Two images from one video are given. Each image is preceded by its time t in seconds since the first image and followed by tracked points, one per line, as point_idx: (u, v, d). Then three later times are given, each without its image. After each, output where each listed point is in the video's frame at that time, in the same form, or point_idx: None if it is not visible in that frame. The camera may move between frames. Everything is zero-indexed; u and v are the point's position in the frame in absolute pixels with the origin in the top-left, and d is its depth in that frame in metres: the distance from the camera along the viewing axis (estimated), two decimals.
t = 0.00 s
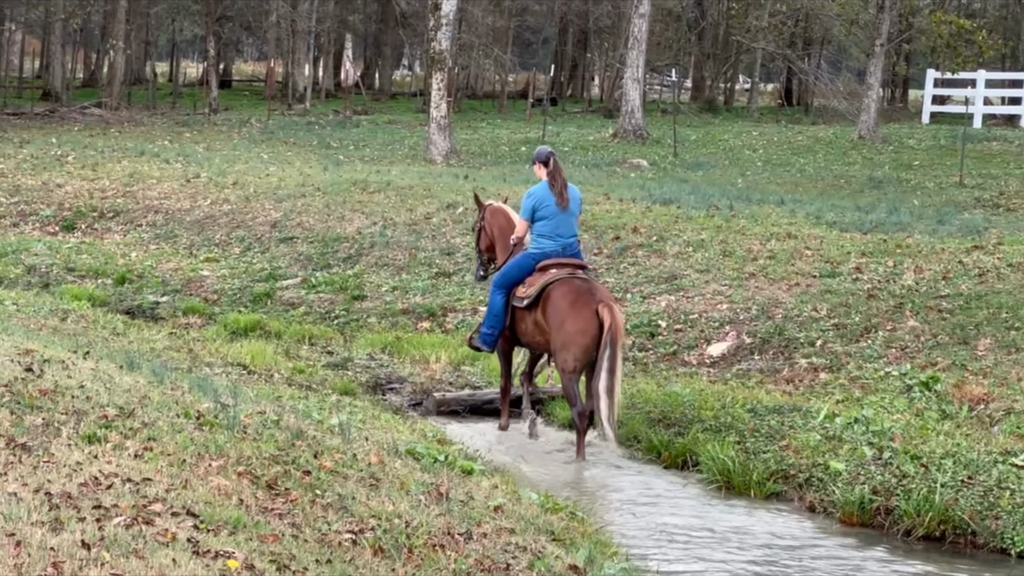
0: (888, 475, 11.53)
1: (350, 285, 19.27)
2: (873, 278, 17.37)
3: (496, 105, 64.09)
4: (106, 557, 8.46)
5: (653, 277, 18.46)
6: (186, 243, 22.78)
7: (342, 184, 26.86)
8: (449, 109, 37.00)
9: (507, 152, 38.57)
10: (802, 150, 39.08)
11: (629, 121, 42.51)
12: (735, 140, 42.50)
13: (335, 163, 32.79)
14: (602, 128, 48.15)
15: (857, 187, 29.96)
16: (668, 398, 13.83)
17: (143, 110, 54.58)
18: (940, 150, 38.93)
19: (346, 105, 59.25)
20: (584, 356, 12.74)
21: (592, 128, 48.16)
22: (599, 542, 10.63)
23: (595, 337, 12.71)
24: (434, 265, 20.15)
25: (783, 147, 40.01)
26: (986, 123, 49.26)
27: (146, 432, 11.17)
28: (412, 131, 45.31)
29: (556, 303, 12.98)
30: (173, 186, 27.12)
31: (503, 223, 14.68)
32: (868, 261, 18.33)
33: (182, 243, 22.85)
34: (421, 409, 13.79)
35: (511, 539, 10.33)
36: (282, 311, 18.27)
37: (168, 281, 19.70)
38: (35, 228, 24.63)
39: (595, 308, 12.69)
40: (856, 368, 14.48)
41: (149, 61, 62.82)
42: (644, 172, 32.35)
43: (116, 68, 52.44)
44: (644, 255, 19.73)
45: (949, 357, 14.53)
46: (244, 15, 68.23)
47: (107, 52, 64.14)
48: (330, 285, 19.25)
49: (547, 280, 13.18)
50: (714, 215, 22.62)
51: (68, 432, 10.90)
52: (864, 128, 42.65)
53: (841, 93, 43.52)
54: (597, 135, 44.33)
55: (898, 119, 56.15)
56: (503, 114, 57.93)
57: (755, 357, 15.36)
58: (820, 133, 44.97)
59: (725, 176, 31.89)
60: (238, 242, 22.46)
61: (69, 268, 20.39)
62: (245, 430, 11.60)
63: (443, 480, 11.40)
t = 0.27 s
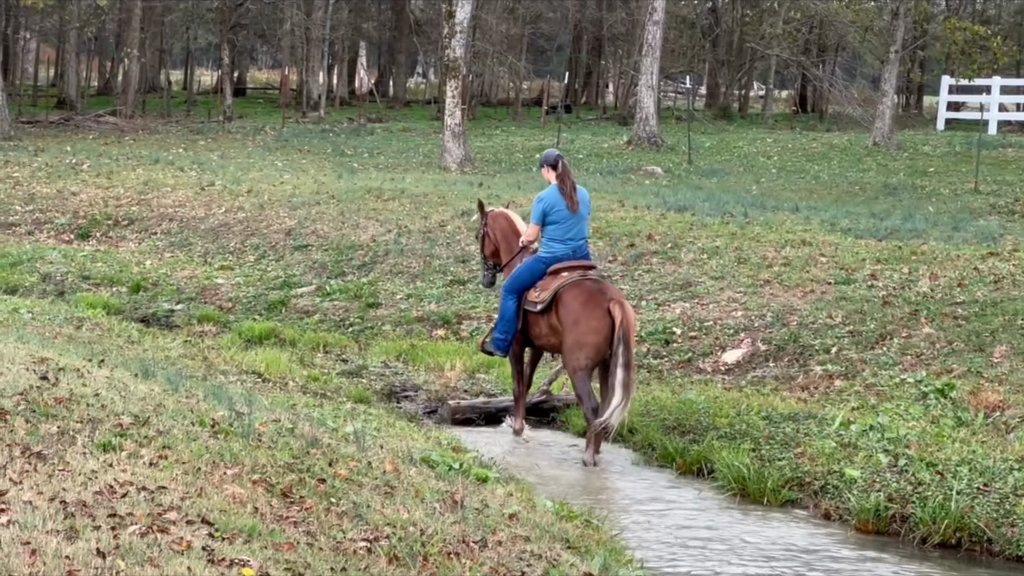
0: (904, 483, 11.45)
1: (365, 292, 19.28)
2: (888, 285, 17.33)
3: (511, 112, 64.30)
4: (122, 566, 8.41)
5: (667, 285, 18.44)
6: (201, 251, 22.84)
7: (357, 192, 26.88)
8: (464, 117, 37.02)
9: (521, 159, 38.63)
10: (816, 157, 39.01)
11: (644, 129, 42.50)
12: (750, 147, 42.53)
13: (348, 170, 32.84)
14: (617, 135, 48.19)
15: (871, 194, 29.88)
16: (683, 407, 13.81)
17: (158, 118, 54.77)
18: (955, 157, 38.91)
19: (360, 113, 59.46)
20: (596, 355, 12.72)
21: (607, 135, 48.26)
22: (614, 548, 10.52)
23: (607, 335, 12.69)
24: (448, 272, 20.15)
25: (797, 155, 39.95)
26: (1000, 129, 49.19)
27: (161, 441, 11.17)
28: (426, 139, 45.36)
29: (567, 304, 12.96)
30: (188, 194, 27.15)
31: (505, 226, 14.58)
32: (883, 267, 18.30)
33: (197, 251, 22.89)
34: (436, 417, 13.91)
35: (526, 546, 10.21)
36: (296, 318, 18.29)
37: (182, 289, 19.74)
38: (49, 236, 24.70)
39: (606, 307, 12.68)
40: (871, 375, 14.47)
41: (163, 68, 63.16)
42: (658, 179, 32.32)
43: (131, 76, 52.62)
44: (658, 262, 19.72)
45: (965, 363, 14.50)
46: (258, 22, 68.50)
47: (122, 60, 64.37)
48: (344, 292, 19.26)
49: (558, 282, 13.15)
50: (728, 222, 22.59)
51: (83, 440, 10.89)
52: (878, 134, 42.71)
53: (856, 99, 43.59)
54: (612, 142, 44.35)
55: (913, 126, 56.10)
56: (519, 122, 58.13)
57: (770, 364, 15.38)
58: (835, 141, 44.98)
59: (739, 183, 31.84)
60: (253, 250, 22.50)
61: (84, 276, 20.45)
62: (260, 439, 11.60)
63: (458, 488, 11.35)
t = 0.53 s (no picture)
0: (915, 489, 11.39)
1: (376, 299, 19.30)
2: (899, 291, 17.32)
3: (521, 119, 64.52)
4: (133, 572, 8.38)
5: (679, 291, 18.44)
6: (212, 257, 22.89)
7: (368, 199, 26.89)
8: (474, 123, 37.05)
9: (532, 165, 38.68)
10: (827, 163, 38.98)
11: (655, 135, 42.52)
12: (761, 153, 42.60)
13: (359, 177, 32.88)
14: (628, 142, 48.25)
15: (883, 200, 29.84)
16: (695, 413, 13.80)
17: (170, 125, 54.91)
18: (967, 163, 38.96)
19: (371, 120, 59.62)
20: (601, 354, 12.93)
21: (619, 141, 48.34)
22: (625, 555, 10.45)
23: (611, 335, 12.89)
24: (459, 279, 20.16)
25: (808, 161, 39.92)
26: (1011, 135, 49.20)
27: (172, 447, 11.18)
28: (437, 145, 45.42)
29: (572, 305, 13.11)
30: (199, 201, 27.18)
31: (513, 229, 14.69)
32: (894, 274, 18.29)
33: (208, 257, 22.93)
34: (447, 422, 13.87)
35: (537, 553, 10.14)
36: (307, 325, 18.32)
37: (193, 295, 19.77)
38: (61, 243, 24.75)
39: (609, 307, 12.87)
40: (883, 381, 14.47)
41: (175, 75, 63.40)
42: (669, 185, 32.33)
43: (142, 83, 52.77)
44: (669, 268, 19.71)
45: (977, 370, 14.48)
46: (269, 29, 68.67)
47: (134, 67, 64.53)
48: (355, 298, 19.29)
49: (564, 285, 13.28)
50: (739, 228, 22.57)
51: (95, 446, 10.89)
52: (889, 140, 42.86)
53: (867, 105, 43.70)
54: (622, 149, 44.38)
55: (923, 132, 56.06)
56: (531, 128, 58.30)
57: (781, 370, 15.41)
58: (846, 147, 44.98)
59: (750, 189, 31.83)
60: (264, 256, 22.53)
61: (96, 282, 20.48)
62: (271, 445, 11.61)
63: (469, 494, 11.33)
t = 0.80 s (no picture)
0: (925, 495, 11.35)
1: (385, 304, 19.31)
2: (908, 297, 17.30)
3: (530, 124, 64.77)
4: None
5: (688, 297, 18.43)
6: (222, 263, 22.93)
7: (376, 205, 26.89)
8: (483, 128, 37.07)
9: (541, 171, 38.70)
10: (836, 168, 38.95)
11: (663, 140, 42.52)
12: (771, 159, 42.66)
13: (368, 182, 32.91)
14: (637, 147, 48.29)
15: (891, 205, 29.78)
16: (704, 419, 13.81)
17: (180, 130, 55.03)
18: (977, 168, 39.05)
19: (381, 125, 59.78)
20: (599, 354, 13.02)
21: (627, 146, 48.38)
22: (635, 560, 10.39)
23: (610, 335, 12.99)
24: (468, 284, 20.16)
25: (817, 166, 39.90)
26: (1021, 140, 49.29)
27: (182, 452, 11.19)
28: (446, 151, 45.43)
29: (572, 305, 13.25)
30: (208, 206, 27.18)
31: (519, 232, 14.79)
32: (903, 279, 18.27)
33: (217, 263, 22.96)
34: (456, 429, 13.87)
35: (546, 558, 10.10)
36: (316, 330, 18.33)
37: (203, 301, 19.78)
38: (70, 248, 24.78)
39: (609, 307, 12.97)
40: (892, 387, 14.47)
41: (185, 81, 63.63)
42: (677, 191, 32.30)
43: (152, 88, 52.88)
44: (678, 274, 19.70)
45: (986, 375, 14.48)
46: (278, 34, 68.78)
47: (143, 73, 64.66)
48: (364, 304, 19.30)
49: (566, 283, 13.43)
50: (748, 234, 22.52)
51: (104, 452, 10.89)
52: (898, 146, 43.22)
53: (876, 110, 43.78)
54: (632, 154, 44.38)
55: (933, 138, 56.06)
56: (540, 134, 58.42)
57: (790, 376, 15.43)
58: (854, 152, 44.98)
59: (759, 195, 31.81)
60: (273, 262, 22.56)
61: (105, 288, 20.50)
62: (280, 451, 11.61)
63: (478, 500, 11.30)
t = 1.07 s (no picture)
0: (932, 499, 11.32)
1: (392, 308, 19.32)
2: (916, 301, 17.30)
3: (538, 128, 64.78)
4: None
5: (695, 300, 18.42)
6: (229, 267, 22.95)
7: (384, 209, 26.90)
8: (490, 132, 37.10)
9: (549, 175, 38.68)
10: (844, 173, 38.94)
11: (671, 144, 42.51)
12: (778, 163, 42.62)
13: (375, 186, 32.94)
14: (644, 151, 48.28)
15: (899, 209, 29.78)
16: (711, 424, 13.80)
17: (187, 134, 55.14)
18: (985, 172, 39.02)
19: (388, 129, 59.77)
20: (598, 357, 13.09)
21: (635, 151, 48.41)
22: (641, 565, 10.36)
23: (609, 338, 13.08)
24: (475, 288, 20.16)
25: (825, 170, 39.89)
26: None
27: (189, 456, 11.19)
28: (454, 155, 45.44)
29: (572, 308, 13.33)
30: (215, 210, 27.21)
31: (520, 239, 14.88)
32: (911, 283, 18.26)
33: (224, 267, 22.98)
34: (463, 432, 13.97)
35: (554, 563, 10.08)
36: (323, 334, 18.34)
37: (210, 305, 19.80)
38: (78, 252, 24.82)
39: (608, 311, 13.06)
40: (899, 391, 14.47)
41: (192, 85, 63.70)
42: (685, 195, 32.27)
43: (160, 92, 52.99)
44: (685, 278, 19.69)
45: (994, 380, 14.46)
46: (285, 39, 68.86)
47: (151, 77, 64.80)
48: (372, 308, 19.31)
49: (566, 287, 13.52)
50: (755, 238, 22.51)
51: (112, 456, 10.89)
52: (906, 150, 43.20)
53: (883, 113, 43.83)
54: (639, 158, 44.39)
55: (940, 142, 56.05)
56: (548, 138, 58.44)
57: (797, 380, 15.42)
58: (862, 157, 44.97)
59: (767, 199, 31.79)
60: (280, 266, 22.58)
61: (112, 291, 20.52)
62: (287, 455, 11.61)
63: (485, 504, 11.29)
